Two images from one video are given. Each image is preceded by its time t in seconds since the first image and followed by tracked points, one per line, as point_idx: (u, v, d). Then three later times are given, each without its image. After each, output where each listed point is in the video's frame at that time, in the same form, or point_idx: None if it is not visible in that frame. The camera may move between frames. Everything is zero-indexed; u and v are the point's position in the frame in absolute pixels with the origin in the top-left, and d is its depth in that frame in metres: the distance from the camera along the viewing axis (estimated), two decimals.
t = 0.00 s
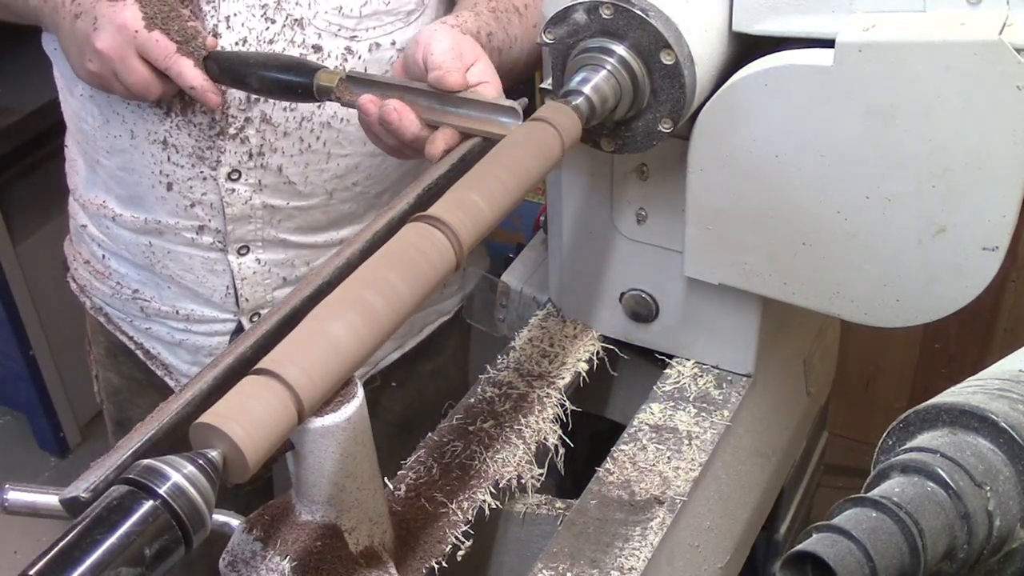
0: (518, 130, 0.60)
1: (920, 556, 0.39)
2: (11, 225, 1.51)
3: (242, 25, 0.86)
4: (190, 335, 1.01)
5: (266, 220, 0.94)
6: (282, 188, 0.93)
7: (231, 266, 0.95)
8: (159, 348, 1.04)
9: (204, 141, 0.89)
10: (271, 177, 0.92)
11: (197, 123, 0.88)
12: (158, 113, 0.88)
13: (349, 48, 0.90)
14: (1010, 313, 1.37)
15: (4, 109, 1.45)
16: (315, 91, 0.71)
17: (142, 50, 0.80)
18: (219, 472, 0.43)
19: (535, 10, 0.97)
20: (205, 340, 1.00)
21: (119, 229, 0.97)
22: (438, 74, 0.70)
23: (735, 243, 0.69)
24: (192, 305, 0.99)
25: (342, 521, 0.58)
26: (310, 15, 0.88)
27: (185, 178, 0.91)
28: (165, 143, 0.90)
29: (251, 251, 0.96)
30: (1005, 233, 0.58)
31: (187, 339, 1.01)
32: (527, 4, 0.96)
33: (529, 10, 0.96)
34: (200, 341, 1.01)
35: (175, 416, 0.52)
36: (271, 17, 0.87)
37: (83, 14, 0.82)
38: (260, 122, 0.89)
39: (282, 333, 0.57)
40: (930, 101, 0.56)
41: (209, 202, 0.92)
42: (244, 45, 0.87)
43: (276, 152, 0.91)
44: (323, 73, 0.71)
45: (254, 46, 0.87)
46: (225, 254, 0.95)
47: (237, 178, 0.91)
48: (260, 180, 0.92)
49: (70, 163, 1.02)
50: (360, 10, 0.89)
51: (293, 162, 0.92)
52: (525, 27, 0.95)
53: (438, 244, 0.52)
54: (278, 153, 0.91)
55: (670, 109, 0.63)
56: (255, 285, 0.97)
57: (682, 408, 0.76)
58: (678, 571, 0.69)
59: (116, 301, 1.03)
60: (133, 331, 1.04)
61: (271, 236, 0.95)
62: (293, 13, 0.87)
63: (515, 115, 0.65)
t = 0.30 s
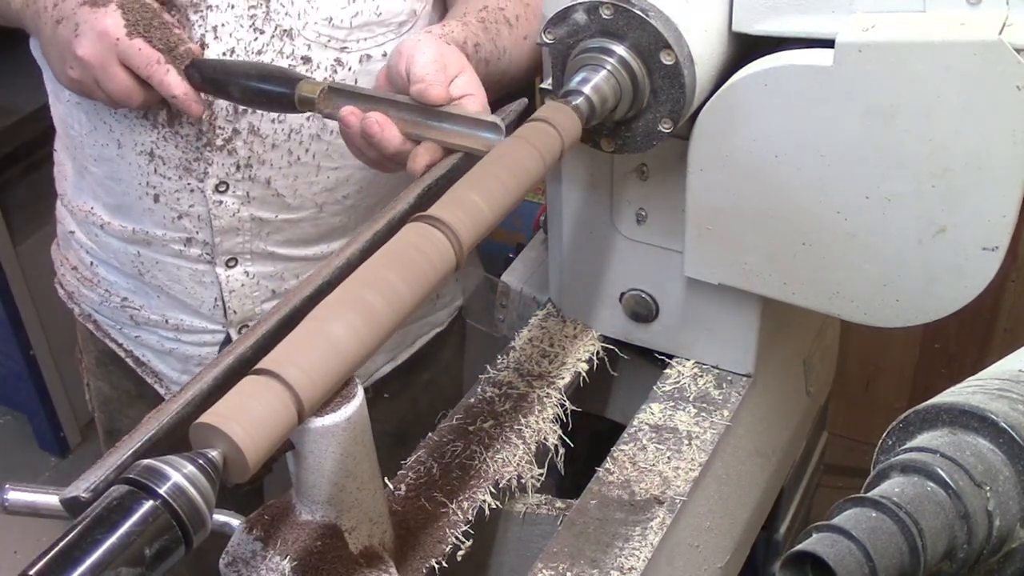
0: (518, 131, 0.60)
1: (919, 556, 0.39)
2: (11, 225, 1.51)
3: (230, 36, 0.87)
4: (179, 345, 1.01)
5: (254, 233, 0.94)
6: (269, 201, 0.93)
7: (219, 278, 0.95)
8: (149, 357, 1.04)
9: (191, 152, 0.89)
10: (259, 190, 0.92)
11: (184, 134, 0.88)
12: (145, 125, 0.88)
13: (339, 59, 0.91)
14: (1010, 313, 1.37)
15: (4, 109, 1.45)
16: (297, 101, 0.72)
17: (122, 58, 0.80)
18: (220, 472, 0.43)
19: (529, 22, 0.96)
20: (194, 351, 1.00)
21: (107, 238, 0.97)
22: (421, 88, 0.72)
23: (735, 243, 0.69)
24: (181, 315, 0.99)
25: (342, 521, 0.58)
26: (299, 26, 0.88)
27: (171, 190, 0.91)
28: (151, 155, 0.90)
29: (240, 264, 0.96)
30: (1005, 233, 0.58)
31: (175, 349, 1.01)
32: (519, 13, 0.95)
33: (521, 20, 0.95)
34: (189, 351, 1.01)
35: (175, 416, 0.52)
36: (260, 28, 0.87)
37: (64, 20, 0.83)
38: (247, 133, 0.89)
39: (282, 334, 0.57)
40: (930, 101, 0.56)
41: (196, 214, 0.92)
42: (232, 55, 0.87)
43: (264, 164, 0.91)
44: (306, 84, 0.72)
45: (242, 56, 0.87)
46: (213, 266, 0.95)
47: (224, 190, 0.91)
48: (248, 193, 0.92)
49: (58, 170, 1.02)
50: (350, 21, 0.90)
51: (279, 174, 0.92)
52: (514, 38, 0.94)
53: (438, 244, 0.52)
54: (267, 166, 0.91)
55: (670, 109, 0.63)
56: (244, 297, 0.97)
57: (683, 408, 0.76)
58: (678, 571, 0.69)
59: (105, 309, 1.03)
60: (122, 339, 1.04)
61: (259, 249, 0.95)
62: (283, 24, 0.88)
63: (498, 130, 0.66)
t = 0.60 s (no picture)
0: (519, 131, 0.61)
1: (919, 555, 0.39)
2: (11, 225, 1.52)
3: (205, 56, 0.86)
4: (164, 364, 1.01)
5: (236, 254, 0.94)
6: (251, 223, 0.93)
7: (202, 300, 0.95)
8: (134, 374, 1.04)
9: (168, 175, 0.88)
10: (241, 212, 0.92)
11: (162, 158, 0.88)
12: (122, 148, 0.88)
13: (319, 78, 0.91)
14: (1010, 314, 1.37)
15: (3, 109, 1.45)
16: (266, 122, 0.69)
17: (93, 78, 0.80)
18: (220, 472, 0.43)
19: (512, 35, 0.93)
20: (180, 369, 1.01)
21: (89, 257, 0.97)
22: (390, 112, 0.70)
23: (735, 243, 0.69)
24: (166, 335, 0.99)
25: (342, 521, 0.58)
26: (277, 45, 0.88)
27: (151, 212, 0.91)
28: (130, 178, 0.90)
29: (223, 285, 0.95)
30: (1006, 233, 0.58)
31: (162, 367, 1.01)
32: (501, 27, 0.93)
33: (502, 35, 0.92)
34: (174, 370, 1.01)
35: (175, 414, 0.52)
36: (237, 47, 0.86)
37: (31, 37, 0.82)
38: (225, 156, 0.88)
39: (282, 334, 0.57)
40: (930, 101, 0.56)
41: (177, 236, 0.92)
42: (208, 76, 0.86)
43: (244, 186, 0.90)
44: (274, 104, 0.69)
45: (219, 76, 0.86)
46: (196, 287, 0.95)
47: (205, 212, 0.90)
48: (228, 215, 0.91)
49: (41, 183, 1.02)
50: (331, 38, 0.90)
51: (260, 197, 0.92)
52: (494, 56, 0.92)
53: (438, 244, 0.52)
54: (247, 188, 0.91)
55: (670, 110, 0.63)
56: (228, 318, 0.97)
57: (682, 408, 0.76)
58: (678, 571, 0.69)
59: (89, 326, 1.03)
60: (107, 355, 1.05)
61: (242, 270, 0.95)
62: (260, 43, 0.87)
63: (470, 159, 0.66)
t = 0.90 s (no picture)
0: (520, 131, 0.61)
1: (919, 555, 0.39)
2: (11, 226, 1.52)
3: (171, 80, 0.85)
4: (139, 390, 1.00)
5: (208, 281, 0.93)
6: (221, 249, 0.92)
7: (175, 327, 0.94)
8: (109, 400, 1.04)
9: (136, 202, 0.88)
10: (210, 238, 0.91)
11: (128, 185, 0.88)
12: (88, 175, 0.89)
13: (288, 99, 0.90)
14: (1009, 314, 1.37)
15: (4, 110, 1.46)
16: (225, 152, 0.68)
17: (51, 104, 0.80)
18: (220, 471, 0.43)
19: (490, 55, 0.92)
20: (154, 395, 1.00)
21: (60, 284, 0.97)
22: (348, 143, 0.67)
23: (735, 243, 0.69)
24: (140, 361, 0.99)
25: (343, 520, 0.58)
26: (245, 68, 0.87)
27: (118, 240, 0.91)
28: (97, 206, 0.90)
29: (195, 311, 0.95)
30: (1006, 232, 0.58)
31: (137, 394, 1.01)
32: (477, 46, 0.91)
33: (478, 54, 0.91)
34: (149, 397, 1.01)
35: (176, 414, 0.52)
36: (203, 70, 0.85)
37: None
38: (192, 181, 0.88)
39: (282, 333, 0.57)
40: (930, 101, 0.57)
41: (146, 264, 0.91)
42: (173, 100, 0.85)
43: (211, 213, 0.90)
44: (234, 134, 0.68)
45: (185, 100, 0.85)
46: (168, 314, 0.94)
47: (173, 239, 0.90)
48: (198, 242, 0.91)
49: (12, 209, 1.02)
50: (299, 59, 0.89)
51: (229, 223, 0.91)
52: (468, 74, 0.90)
53: (439, 244, 0.52)
54: (215, 215, 0.90)
55: (670, 110, 0.63)
56: (201, 345, 0.96)
57: (682, 408, 0.76)
58: (678, 571, 0.69)
59: (62, 352, 1.03)
60: (81, 380, 1.04)
61: (214, 296, 0.94)
62: (227, 65, 0.86)
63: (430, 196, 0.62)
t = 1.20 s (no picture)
0: (520, 132, 0.61)
1: (918, 555, 0.39)
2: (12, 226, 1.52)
3: (163, 87, 0.84)
4: (137, 395, 1.01)
5: (205, 287, 0.93)
6: (219, 256, 0.92)
7: (172, 334, 0.94)
8: (106, 406, 1.04)
9: (131, 210, 0.88)
10: (206, 244, 0.90)
11: (124, 191, 0.87)
12: (81, 183, 0.88)
13: (282, 104, 0.89)
14: (1009, 314, 1.38)
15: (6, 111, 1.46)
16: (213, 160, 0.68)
17: (40, 110, 0.79)
18: (221, 471, 0.43)
19: (482, 60, 0.92)
20: (153, 401, 1.00)
21: (57, 291, 0.97)
22: (335, 154, 0.66)
23: (734, 244, 0.69)
24: (138, 368, 0.99)
25: (343, 520, 0.58)
26: (240, 73, 0.86)
27: (114, 247, 0.91)
28: (91, 213, 0.90)
29: (193, 318, 0.94)
30: (1005, 232, 0.58)
31: (135, 400, 1.01)
32: (468, 51, 0.91)
33: (469, 59, 0.91)
34: (148, 403, 1.01)
35: (176, 415, 0.52)
36: (196, 76, 0.85)
37: None
38: (189, 188, 0.87)
39: (282, 334, 0.57)
40: (930, 101, 0.57)
41: (142, 271, 0.91)
42: (166, 107, 0.85)
43: (208, 220, 0.89)
44: (222, 142, 0.68)
45: (178, 107, 0.85)
46: (165, 321, 0.94)
47: (170, 246, 0.90)
48: (194, 249, 0.90)
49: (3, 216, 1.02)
50: (293, 64, 0.89)
51: (226, 229, 0.91)
52: (460, 79, 0.90)
53: (439, 245, 0.53)
54: (212, 222, 0.90)
55: (670, 110, 0.63)
56: (199, 351, 0.96)
57: (682, 408, 0.76)
58: (678, 570, 0.69)
59: (59, 358, 1.03)
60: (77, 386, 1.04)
61: (211, 302, 0.94)
62: (220, 71, 0.86)
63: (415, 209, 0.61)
